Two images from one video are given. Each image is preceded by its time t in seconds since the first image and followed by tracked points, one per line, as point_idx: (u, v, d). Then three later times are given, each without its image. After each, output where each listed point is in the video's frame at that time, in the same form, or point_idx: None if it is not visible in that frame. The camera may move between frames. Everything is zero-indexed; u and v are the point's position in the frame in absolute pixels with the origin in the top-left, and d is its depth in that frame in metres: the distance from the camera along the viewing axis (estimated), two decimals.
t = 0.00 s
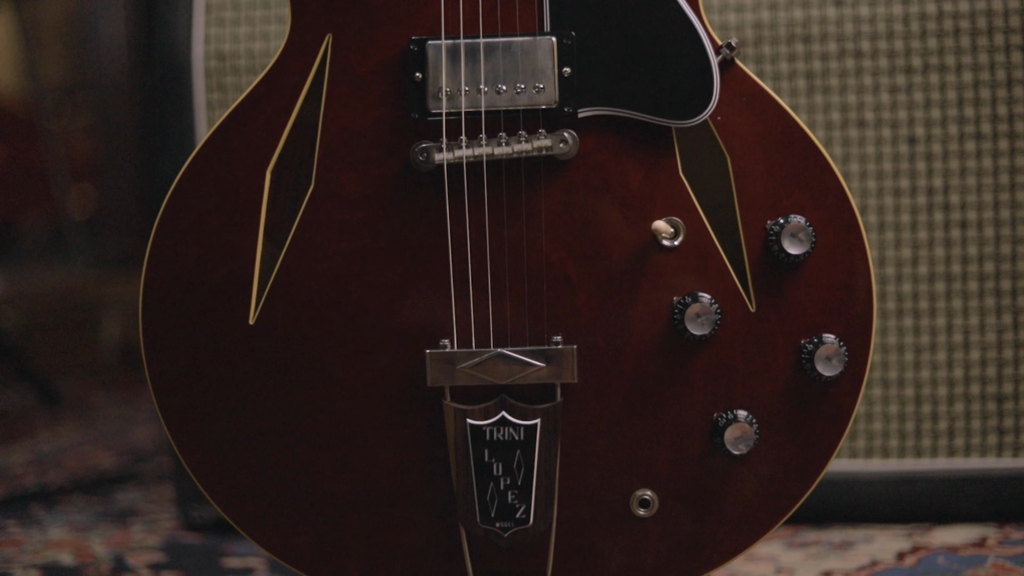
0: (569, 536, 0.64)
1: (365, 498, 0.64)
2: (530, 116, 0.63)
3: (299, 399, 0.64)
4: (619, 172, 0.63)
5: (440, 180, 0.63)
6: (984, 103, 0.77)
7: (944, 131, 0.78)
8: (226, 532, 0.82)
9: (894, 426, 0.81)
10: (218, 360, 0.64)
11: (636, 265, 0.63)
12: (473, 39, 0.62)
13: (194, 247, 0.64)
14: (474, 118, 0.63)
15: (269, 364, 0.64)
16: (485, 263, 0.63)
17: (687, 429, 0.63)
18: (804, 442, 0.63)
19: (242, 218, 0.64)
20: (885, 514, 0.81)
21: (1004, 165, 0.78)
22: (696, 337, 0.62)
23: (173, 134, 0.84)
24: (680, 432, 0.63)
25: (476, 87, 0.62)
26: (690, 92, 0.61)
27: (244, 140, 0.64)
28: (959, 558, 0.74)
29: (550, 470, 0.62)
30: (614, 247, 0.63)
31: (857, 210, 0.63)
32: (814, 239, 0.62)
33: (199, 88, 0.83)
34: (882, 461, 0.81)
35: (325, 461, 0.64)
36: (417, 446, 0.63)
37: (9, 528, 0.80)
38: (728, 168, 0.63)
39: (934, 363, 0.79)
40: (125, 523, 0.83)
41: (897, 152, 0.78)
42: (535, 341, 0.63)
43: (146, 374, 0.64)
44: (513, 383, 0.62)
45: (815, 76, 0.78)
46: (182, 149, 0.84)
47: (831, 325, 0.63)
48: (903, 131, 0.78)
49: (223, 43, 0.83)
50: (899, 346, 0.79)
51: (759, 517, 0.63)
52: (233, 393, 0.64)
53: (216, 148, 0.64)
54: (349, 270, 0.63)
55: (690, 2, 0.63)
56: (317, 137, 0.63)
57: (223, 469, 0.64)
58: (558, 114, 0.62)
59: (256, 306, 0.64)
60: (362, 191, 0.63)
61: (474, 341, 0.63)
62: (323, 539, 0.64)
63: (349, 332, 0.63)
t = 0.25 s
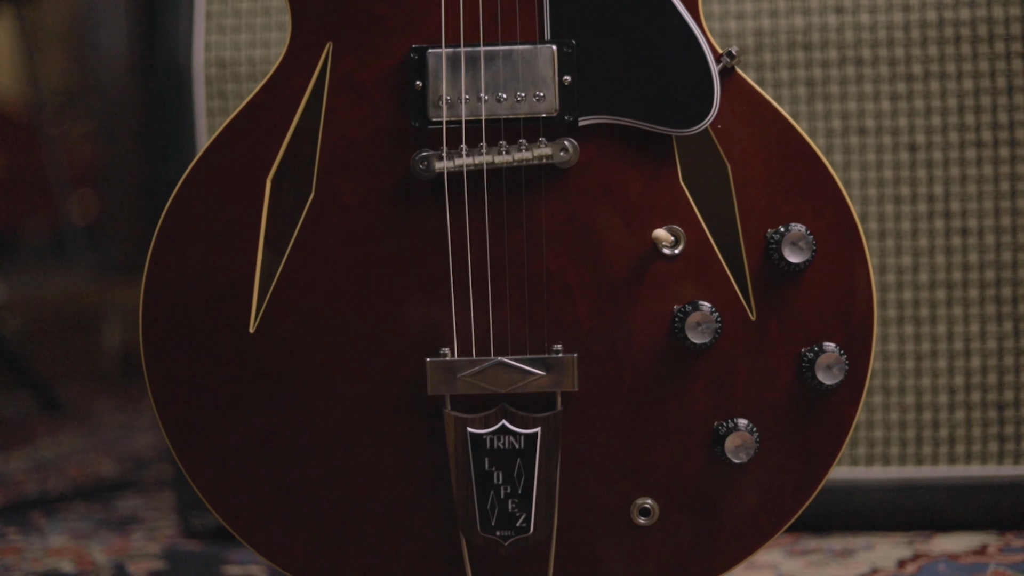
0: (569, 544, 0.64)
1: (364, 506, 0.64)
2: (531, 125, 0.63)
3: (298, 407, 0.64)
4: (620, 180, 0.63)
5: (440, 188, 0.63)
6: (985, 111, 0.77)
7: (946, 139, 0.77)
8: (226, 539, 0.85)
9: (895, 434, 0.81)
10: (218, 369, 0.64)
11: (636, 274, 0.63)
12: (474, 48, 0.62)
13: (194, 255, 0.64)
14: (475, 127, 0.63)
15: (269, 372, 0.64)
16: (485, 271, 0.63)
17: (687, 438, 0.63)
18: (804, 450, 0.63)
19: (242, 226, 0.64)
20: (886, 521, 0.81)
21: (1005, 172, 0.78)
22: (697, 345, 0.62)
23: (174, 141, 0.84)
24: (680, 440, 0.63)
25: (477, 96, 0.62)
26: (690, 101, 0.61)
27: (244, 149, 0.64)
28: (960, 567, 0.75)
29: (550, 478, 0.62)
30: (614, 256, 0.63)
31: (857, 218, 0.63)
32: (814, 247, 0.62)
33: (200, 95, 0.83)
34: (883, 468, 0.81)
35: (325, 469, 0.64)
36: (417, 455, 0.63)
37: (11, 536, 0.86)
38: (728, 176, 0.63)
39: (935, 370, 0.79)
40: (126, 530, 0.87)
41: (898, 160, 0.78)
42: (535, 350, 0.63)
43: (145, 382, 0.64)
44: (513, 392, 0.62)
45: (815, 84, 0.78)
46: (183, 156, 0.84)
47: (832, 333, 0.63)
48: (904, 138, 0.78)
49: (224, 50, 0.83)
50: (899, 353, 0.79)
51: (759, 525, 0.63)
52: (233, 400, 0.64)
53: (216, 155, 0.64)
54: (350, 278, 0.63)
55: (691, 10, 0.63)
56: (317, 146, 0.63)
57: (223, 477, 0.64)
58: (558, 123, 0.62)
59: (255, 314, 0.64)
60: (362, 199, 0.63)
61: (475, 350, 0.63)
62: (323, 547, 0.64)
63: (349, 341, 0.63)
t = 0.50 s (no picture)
0: (569, 552, 0.64)
1: (365, 514, 0.64)
2: (531, 132, 0.63)
3: (299, 414, 0.64)
4: (620, 188, 0.63)
5: (441, 196, 0.63)
6: (986, 117, 0.77)
7: (947, 145, 0.77)
8: (226, 547, 0.83)
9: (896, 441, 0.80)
10: (219, 376, 0.64)
11: (636, 281, 0.63)
12: (474, 56, 0.63)
13: (194, 263, 0.64)
14: (475, 135, 0.63)
15: (270, 380, 0.64)
16: (486, 279, 0.63)
17: (688, 446, 0.63)
18: (806, 458, 0.63)
19: (243, 234, 0.64)
20: (888, 529, 0.81)
21: (1006, 179, 0.77)
22: (697, 353, 0.61)
23: (174, 148, 0.84)
24: (681, 448, 0.63)
25: (477, 104, 0.62)
26: (691, 109, 0.61)
27: (245, 157, 0.64)
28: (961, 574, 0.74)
29: (551, 486, 0.62)
30: (615, 264, 0.63)
31: (858, 226, 0.63)
32: (815, 255, 0.62)
33: (199, 102, 0.83)
34: (884, 475, 0.81)
35: (325, 477, 0.64)
36: (417, 463, 0.63)
37: (12, 542, 0.84)
38: (729, 184, 0.63)
39: (936, 377, 0.79)
40: (126, 537, 0.85)
41: (899, 167, 0.78)
42: (536, 358, 0.63)
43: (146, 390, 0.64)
44: (513, 400, 0.62)
45: (816, 91, 0.78)
46: (183, 164, 0.84)
47: (833, 341, 0.63)
48: (905, 145, 0.77)
49: (225, 57, 0.83)
50: (900, 360, 0.79)
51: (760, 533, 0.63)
52: (233, 408, 0.64)
53: (217, 164, 0.64)
54: (350, 286, 0.63)
55: (691, 18, 0.63)
56: (318, 153, 0.63)
57: (223, 484, 0.64)
58: (559, 130, 0.62)
59: (256, 322, 0.64)
60: (363, 207, 0.63)
61: (475, 358, 0.63)
62: (323, 555, 0.64)
63: (350, 349, 0.63)
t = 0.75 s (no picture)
0: (570, 562, 0.63)
1: (365, 523, 0.64)
2: (532, 141, 0.63)
3: (300, 423, 0.64)
4: (621, 197, 0.62)
5: (441, 205, 0.62)
6: (987, 125, 0.77)
7: (948, 153, 0.77)
8: (228, 555, 0.78)
9: (897, 449, 0.80)
10: (219, 385, 0.64)
11: (637, 290, 0.63)
12: (475, 64, 0.62)
13: (194, 272, 0.64)
14: (476, 143, 0.63)
15: (271, 389, 0.64)
16: (487, 288, 0.63)
17: (688, 455, 0.63)
18: (806, 467, 0.63)
19: (243, 242, 0.64)
20: (890, 537, 0.80)
21: (1008, 187, 0.77)
22: (698, 363, 0.61)
23: (175, 155, 0.83)
24: (681, 457, 0.63)
25: (477, 113, 0.62)
26: (692, 118, 0.61)
27: (245, 165, 0.64)
28: None
29: (551, 496, 0.61)
30: (615, 273, 0.63)
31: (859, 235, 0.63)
32: (816, 264, 0.62)
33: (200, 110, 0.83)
34: (885, 483, 0.80)
35: (326, 486, 0.64)
36: (418, 472, 0.63)
37: (11, 551, 0.75)
38: (730, 192, 0.63)
39: (937, 385, 0.79)
40: (127, 545, 0.78)
41: (900, 174, 0.77)
42: (537, 367, 0.63)
43: (146, 398, 0.64)
44: (514, 409, 0.62)
45: (817, 98, 0.78)
46: (184, 171, 0.84)
47: (834, 350, 0.63)
48: (906, 153, 0.77)
49: (225, 65, 0.83)
50: (902, 368, 0.79)
51: (761, 542, 0.63)
52: (233, 417, 0.64)
53: (217, 172, 0.64)
54: (351, 295, 0.63)
55: (692, 27, 0.62)
56: (318, 162, 0.63)
57: (223, 493, 0.64)
58: (560, 139, 0.62)
59: (256, 331, 0.64)
60: (363, 216, 0.63)
61: (476, 367, 0.63)
62: (323, 564, 0.64)
63: (350, 358, 0.63)
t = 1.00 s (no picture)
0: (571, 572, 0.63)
1: (366, 534, 0.64)
2: (532, 152, 0.63)
3: (300, 433, 0.63)
4: (621, 208, 0.62)
5: (441, 216, 0.62)
6: (988, 134, 0.77)
7: (948, 162, 0.77)
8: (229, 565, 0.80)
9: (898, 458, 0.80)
10: (220, 395, 0.64)
11: (638, 301, 0.63)
12: (476, 75, 0.62)
13: (195, 282, 0.64)
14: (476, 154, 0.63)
15: (271, 400, 0.64)
16: (487, 298, 0.63)
17: (689, 466, 0.63)
18: (808, 478, 0.63)
19: (244, 253, 0.64)
20: (891, 546, 0.80)
21: (1008, 197, 0.77)
22: (698, 373, 0.61)
23: (177, 166, 0.84)
24: (682, 468, 0.63)
25: (478, 123, 0.62)
26: (693, 129, 0.61)
27: (246, 176, 0.64)
28: None
29: (552, 507, 0.61)
30: (616, 284, 0.63)
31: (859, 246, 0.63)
32: (816, 274, 0.62)
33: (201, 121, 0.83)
34: (886, 493, 0.80)
35: (327, 496, 0.64)
36: (418, 482, 0.63)
37: (13, 560, 0.79)
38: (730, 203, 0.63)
39: (938, 395, 0.79)
40: (128, 554, 0.82)
41: (901, 184, 0.77)
42: (537, 378, 0.63)
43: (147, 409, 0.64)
44: (514, 419, 0.62)
45: (818, 107, 0.78)
46: (185, 181, 0.84)
47: (834, 361, 0.63)
48: (907, 162, 0.77)
49: (226, 74, 0.83)
50: (903, 378, 0.79)
51: (762, 554, 0.63)
52: (234, 427, 0.64)
53: (218, 182, 0.64)
54: (351, 305, 0.63)
55: (692, 37, 0.63)
56: (318, 172, 0.63)
57: (224, 503, 0.64)
58: (560, 150, 0.62)
59: (257, 342, 0.64)
60: (363, 226, 0.63)
61: (476, 377, 0.63)
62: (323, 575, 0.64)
63: (351, 368, 0.63)
